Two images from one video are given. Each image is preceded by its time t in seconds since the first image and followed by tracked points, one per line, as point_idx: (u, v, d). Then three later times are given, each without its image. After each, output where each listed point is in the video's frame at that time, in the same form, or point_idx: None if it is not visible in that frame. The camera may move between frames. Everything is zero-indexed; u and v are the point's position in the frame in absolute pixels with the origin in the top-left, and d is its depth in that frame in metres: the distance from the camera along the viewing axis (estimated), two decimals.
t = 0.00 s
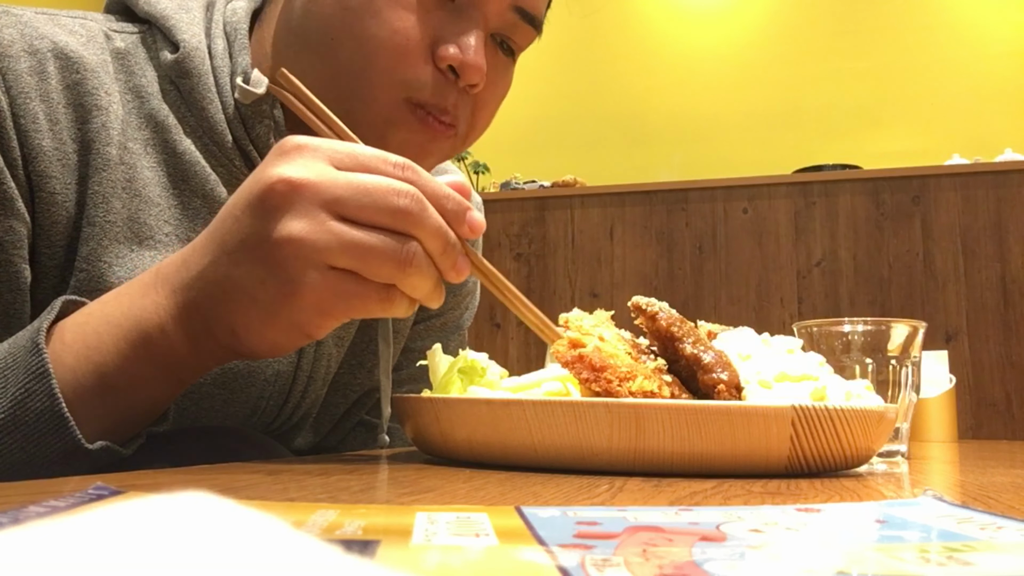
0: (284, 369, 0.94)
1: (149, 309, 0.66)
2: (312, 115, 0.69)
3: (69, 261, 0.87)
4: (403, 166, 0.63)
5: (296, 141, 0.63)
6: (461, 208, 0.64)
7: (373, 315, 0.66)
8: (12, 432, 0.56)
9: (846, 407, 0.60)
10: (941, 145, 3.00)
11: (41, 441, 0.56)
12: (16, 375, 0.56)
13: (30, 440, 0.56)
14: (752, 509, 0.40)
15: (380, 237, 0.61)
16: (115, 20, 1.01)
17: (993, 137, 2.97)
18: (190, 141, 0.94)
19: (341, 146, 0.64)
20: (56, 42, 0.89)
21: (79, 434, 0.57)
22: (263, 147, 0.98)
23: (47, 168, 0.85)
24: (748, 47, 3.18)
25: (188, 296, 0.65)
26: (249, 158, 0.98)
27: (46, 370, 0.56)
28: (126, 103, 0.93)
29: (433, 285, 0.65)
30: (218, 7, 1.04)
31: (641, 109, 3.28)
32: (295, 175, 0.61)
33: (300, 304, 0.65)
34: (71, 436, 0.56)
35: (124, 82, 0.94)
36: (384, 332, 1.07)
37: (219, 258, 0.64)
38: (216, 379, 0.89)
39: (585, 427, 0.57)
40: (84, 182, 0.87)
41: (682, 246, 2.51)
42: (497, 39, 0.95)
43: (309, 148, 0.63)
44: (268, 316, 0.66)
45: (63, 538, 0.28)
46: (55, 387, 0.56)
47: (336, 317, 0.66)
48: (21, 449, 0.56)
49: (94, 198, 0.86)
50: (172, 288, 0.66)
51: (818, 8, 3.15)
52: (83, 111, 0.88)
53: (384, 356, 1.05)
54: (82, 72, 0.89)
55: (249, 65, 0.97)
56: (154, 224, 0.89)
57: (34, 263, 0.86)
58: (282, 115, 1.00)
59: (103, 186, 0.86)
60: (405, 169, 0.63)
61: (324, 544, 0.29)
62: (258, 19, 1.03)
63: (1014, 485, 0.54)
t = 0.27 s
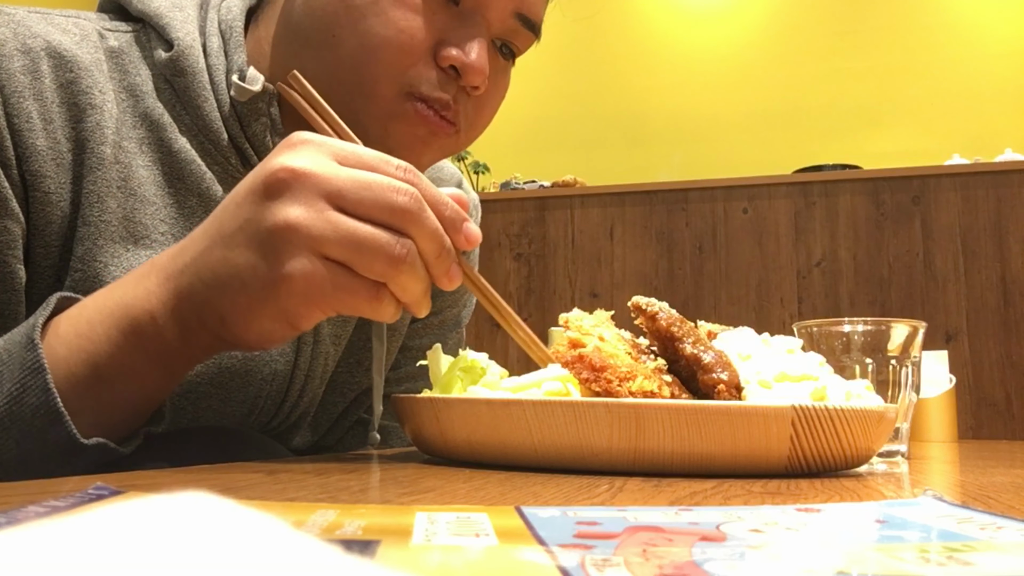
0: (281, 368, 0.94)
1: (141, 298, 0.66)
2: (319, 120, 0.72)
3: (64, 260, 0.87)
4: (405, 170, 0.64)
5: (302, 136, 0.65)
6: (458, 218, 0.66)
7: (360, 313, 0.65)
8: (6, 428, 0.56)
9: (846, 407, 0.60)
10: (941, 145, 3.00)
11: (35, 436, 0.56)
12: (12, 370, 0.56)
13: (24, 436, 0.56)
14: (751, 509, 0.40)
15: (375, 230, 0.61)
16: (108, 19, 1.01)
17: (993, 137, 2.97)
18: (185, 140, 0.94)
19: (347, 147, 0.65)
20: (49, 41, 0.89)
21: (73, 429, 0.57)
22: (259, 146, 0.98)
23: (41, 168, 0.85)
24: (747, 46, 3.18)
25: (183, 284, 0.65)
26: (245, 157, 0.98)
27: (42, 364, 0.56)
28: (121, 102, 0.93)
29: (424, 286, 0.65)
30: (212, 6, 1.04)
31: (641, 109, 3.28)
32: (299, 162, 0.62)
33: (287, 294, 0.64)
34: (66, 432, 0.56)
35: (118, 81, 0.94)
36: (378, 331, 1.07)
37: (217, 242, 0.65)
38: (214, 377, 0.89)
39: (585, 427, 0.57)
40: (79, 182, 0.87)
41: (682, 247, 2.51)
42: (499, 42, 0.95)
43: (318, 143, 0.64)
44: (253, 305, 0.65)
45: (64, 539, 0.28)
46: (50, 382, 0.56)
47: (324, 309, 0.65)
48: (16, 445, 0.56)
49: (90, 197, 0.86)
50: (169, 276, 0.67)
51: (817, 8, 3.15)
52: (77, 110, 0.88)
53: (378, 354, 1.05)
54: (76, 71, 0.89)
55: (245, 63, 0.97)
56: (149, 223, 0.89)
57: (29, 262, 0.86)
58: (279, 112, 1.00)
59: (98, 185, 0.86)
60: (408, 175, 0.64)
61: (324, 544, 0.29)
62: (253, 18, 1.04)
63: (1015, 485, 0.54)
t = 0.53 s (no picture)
0: (282, 368, 0.94)
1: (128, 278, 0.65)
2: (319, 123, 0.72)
3: (63, 262, 0.87)
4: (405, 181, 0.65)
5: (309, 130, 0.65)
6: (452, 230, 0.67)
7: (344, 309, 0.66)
8: None
9: (846, 407, 0.60)
10: (940, 145, 3.00)
11: (20, 420, 0.57)
12: None
13: (9, 419, 0.57)
14: (751, 509, 0.40)
15: (370, 231, 0.61)
16: (105, 19, 1.00)
17: (993, 137, 2.97)
18: (184, 141, 0.94)
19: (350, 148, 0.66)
20: (46, 42, 0.89)
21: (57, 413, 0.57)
22: (257, 146, 0.98)
23: (39, 170, 0.84)
24: (747, 46, 3.18)
25: (170, 262, 0.64)
26: (243, 157, 0.98)
27: (25, 350, 0.56)
28: (119, 103, 0.93)
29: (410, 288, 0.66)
30: (210, 5, 1.04)
31: (641, 109, 3.28)
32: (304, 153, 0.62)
33: (274, 283, 0.63)
34: (50, 415, 0.57)
35: (116, 81, 0.94)
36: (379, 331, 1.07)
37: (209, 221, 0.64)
38: (214, 379, 0.89)
39: (586, 427, 0.57)
40: (77, 184, 0.87)
41: (682, 246, 2.51)
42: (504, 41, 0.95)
43: (324, 141, 0.64)
44: (238, 290, 0.64)
45: (64, 538, 0.28)
46: (33, 365, 0.56)
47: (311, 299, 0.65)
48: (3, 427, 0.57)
49: (90, 200, 0.86)
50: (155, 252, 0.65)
51: (817, 8, 3.15)
52: (76, 112, 0.88)
53: (378, 353, 1.04)
54: (74, 73, 0.88)
55: (243, 63, 0.97)
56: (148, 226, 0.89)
57: (27, 265, 0.86)
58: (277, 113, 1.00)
59: (97, 188, 0.86)
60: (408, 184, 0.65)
61: (324, 544, 0.29)
62: (250, 18, 1.04)
63: (1015, 486, 0.54)
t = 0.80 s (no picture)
0: (282, 367, 0.94)
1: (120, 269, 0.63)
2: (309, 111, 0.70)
3: (62, 261, 0.87)
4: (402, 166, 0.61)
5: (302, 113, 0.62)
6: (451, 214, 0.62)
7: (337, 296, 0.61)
8: None
9: (846, 407, 0.60)
10: (940, 145, 3.00)
11: (13, 414, 0.57)
12: None
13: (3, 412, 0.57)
14: (751, 509, 0.40)
15: (367, 212, 0.58)
16: (103, 18, 1.00)
17: (992, 137, 2.97)
18: (182, 139, 0.94)
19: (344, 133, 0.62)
20: (44, 41, 0.89)
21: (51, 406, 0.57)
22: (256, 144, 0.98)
23: (37, 168, 0.84)
24: (747, 46, 3.18)
25: (161, 248, 0.61)
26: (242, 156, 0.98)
27: (19, 343, 0.56)
28: (117, 101, 0.93)
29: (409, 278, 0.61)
30: (208, 4, 1.04)
31: (641, 109, 3.28)
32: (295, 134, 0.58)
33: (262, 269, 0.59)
34: (43, 408, 0.56)
35: (114, 80, 0.94)
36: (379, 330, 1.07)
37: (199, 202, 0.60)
38: (213, 378, 0.88)
39: (586, 427, 0.57)
40: (75, 181, 0.87)
41: (682, 246, 2.51)
42: (501, 45, 0.95)
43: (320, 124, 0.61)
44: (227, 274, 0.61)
45: (65, 539, 0.28)
46: (27, 358, 0.56)
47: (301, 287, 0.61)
48: None
49: (88, 198, 0.86)
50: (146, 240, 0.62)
51: (817, 7, 3.15)
52: (74, 110, 0.88)
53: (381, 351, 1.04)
54: (72, 71, 0.88)
55: (242, 62, 0.97)
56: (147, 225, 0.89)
57: (26, 263, 0.86)
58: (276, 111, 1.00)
59: (96, 186, 0.86)
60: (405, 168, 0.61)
61: (324, 543, 0.29)
62: (249, 15, 1.04)
63: (1015, 486, 0.54)
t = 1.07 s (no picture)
0: (280, 365, 0.94)
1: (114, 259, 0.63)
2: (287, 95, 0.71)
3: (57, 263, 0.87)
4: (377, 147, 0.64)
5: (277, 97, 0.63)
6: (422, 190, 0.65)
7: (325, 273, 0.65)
8: None
9: (846, 407, 0.60)
10: (940, 145, 3.00)
11: None
12: None
13: None
14: (751, 509, 0.40)
15: (352, 195, 0.60)
16: (98, 18, 1.00)
17: (992, 137, 2.97)
18: (178, 138, 0.94)
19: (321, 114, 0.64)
20: (38, 41, 0.88)
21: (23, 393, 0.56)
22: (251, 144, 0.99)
23: (32, 168, 0.84)
24: (746, 46, 3.18)
25: (153, 238, 0.62)
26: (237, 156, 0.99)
27: None
28: (113, 101, 0.93)
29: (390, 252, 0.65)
30: (203, 3, 1.04)
31: (640, 109, 3.28)
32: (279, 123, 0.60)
33: (257, 252, 0.63)
34: (14, 394, 0.55)
35: (110, 80, 0.94)
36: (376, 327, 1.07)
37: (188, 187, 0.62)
38: (212, 377, 0.88)
39: (586, 427, 0.57)
40: (71, 182, 0.87)
41: (682, 246, 2.51)
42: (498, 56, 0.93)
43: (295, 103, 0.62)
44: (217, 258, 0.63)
45: (65, 539, 0.28)
46: None
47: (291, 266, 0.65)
48: None
49: (85, 199, 0.86)
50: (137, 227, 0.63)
51: (817, 7, 3.15)
52: (69, 110, 0.87)
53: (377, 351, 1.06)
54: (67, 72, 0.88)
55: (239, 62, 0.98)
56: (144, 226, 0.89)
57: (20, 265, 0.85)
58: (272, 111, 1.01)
59: (93, 186, 0.86)
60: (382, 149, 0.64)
61: (324, 544, 0.29)
62: (245, 14, 1.05)
63: (1016, 486, 0.54)
